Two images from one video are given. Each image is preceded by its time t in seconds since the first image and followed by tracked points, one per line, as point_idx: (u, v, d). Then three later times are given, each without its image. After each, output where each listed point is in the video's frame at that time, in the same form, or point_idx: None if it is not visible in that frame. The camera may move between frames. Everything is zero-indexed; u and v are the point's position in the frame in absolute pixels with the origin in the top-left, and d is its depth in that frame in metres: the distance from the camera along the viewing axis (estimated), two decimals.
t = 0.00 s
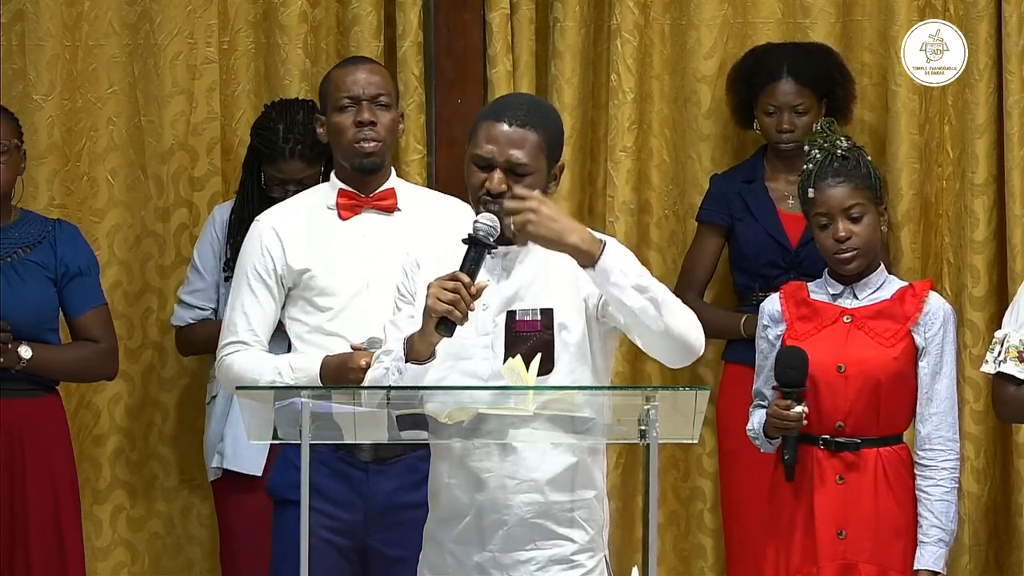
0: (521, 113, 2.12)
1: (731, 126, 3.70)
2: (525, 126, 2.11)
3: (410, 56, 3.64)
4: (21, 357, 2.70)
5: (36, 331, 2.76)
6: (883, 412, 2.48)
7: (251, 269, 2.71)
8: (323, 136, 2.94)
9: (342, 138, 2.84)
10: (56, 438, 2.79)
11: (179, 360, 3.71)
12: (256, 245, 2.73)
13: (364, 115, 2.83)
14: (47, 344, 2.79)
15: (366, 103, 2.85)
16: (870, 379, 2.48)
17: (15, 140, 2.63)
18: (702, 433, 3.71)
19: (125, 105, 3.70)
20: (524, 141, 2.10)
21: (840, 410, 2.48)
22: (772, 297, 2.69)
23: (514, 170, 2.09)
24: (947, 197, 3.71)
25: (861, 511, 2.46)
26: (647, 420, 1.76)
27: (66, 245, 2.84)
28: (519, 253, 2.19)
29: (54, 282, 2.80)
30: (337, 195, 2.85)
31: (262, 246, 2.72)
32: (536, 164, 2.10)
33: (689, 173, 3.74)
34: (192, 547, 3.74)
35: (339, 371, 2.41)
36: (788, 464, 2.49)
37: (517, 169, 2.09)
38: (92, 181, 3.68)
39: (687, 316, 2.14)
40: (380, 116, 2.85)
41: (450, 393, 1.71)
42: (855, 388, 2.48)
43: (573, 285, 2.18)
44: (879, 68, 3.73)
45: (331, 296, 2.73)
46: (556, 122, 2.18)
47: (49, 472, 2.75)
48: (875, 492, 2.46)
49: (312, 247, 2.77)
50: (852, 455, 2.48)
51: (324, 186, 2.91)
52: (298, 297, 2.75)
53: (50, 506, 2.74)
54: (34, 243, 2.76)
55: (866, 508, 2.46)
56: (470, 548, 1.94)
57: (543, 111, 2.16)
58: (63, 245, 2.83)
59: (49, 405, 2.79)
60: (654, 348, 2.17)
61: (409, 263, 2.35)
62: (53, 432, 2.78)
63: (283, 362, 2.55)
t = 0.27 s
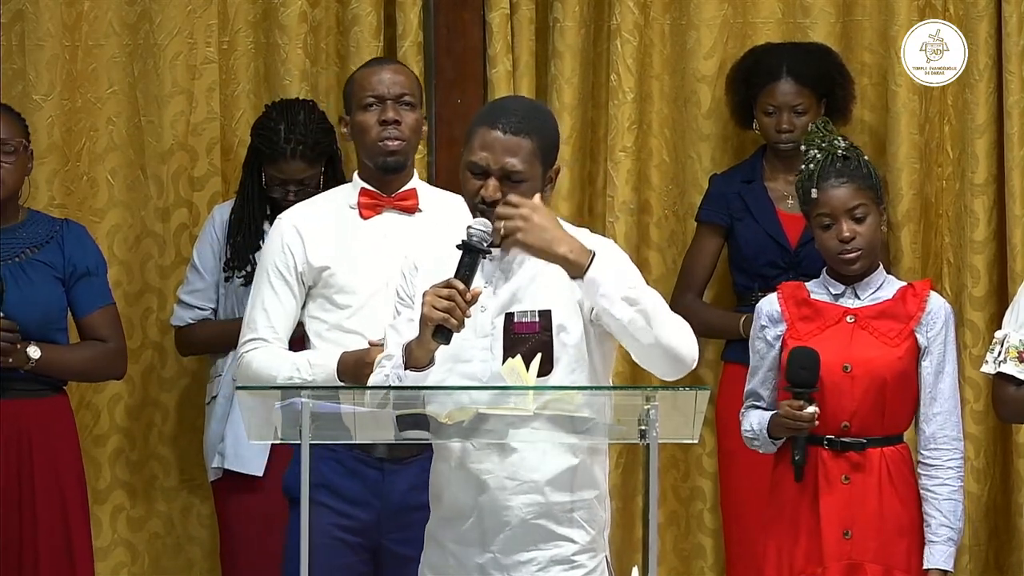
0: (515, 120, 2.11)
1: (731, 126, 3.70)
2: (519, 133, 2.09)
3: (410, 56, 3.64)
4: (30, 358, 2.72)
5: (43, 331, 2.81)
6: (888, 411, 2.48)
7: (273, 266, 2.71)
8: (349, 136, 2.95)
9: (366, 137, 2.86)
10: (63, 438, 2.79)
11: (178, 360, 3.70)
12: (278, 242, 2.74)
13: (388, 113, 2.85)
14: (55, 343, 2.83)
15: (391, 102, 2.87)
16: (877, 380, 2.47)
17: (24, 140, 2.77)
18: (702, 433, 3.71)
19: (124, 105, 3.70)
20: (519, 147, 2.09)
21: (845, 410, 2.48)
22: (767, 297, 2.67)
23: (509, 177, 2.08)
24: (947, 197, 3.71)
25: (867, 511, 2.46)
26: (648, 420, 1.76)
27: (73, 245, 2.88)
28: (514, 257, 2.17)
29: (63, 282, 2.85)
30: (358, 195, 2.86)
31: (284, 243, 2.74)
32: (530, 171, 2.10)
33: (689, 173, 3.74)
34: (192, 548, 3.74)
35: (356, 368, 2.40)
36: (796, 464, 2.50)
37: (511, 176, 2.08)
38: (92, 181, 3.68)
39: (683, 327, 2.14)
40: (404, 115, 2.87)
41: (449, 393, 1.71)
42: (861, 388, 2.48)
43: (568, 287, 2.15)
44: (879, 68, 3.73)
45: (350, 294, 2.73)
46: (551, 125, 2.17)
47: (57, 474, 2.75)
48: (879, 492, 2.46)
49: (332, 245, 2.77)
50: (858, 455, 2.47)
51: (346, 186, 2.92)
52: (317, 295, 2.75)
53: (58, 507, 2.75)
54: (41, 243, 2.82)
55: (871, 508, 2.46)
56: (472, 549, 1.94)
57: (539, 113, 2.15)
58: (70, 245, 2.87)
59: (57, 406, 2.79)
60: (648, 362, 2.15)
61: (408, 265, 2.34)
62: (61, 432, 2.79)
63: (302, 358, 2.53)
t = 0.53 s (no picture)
0: (514, 113, 2.12)
1: (732, 125, 3.70)
2: (518, 125, 2.10)
3: (411, 55, 3.64)
4: (33, 357, 2.73)
5: (47, 330, 2.82)
6: (896, 409, 2.48)
7: (293, 262, 2.72)
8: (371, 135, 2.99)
9: (389, 136, 2.90)
10: (66, 437, 2.80)
11: (179, 360, 3.70)
12: (298, 238, 2.76)
13: (411, 113, 2.89)
14: (59, 343, 2.84)
15: (414, 102, 2.91)
16: (887, 379, 2.47)
17: (28, 139, 2.76)
18: (703, 432, 3.72)
19: (125, 104, 3.70)
20: (517, 139, 2.09)
21: (856, 409, 2.47)
22: (765, 298, 2.65)
23: (507, 169, 2.08)
24: (948, 197, 3.72)
25: (876, 511, 2.46)
26: (648, 419, 1.76)
27: (78, 245, 2.89)
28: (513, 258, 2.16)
29: (66, 281, 2.86)
30: (379, 195, 2.88)
31: (304, 241, 2.75)
32: (529, 164, 2.09)
33: (689, 173, 3.74)
34: (192, 548, 3.73)
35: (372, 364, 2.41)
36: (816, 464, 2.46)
37: (509, 168, 2.08)
38: (92, 181, 3.68)
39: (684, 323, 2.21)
40: (427, 115, 2.91)
41: (449, 393, 1.71)
42: (871, 386, 2.47)
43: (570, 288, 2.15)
44: (879, 68, 3.73)
45: (368, 293, 2.74)
46: (550, 122, 2.18)
47: (60, 475, 2.76)
48: (888, 492, 2.46)
49: (351, 244, 2.78)
50: (866, 454, 2.47)
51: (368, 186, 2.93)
52: (336, 293, 2.76)
53: (61, 507, 2.75)
54: (45, 242, 2.82)
55: (880, 507, 2.46)
56: (473, 549, 1.94)
57: (539, 111, 2.16)
58: (75, 245, 2.88)
59: (60, 405, 2.81)
60: (654, 367, 2.20)
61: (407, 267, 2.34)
62: (64, 433, 2.79)
63: (318, 355, 2.52)
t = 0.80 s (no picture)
0: (512, 110, 2.13)
1: (732, 125, 3.70)
2: (516, 122, 2.11)
3: (410, 56, 3.64)
4: (31, 356, 2.73)
5: (44, 330, 2.81)
6: (899, 409, 2.48)
7: (306, 260, 2.73)
8: (388, 135, 3.03)
9: (405, 136, 2.93)
10: (63, 438, 2.79)
11: (179, 360, 3.70)
12: (312, 235, 2.78)
13: (427, 113, 2.92)
14: (55, 342, 2.83)
15: (430, 103, 2.95)
16: (890, 378, 2.47)
17: (26, 139, 2.78)
18: (702, 433, 3.72)
19: (125, 104, 3.70)
20: (512, 134, 2.10)
21: (859, 409, 2.47)
22: (764, 299, 2.65)
23: (501, 164, 2.08)
24: (947, 197, 3.72)
25: (878, 512, 2.46)
26: (647, 419, 1.77)
27: (76, 245, 2.88)
28: (510, 255, 2.18)
29: (64, 281, 2.86)
30: (394, 196, 2.88)
31: (317, 239, 2.77)
32: (524, 160, 2.10)
33: (689, 173, 3.75)
34: (192, 548, 3.73)
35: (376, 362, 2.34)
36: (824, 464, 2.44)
37: (503, 163, 2.09)
38: (92, 181, 3.68)
39: (686, 322, 2.18)
40: (442, 116, 2.94)
41: (447, 392, 1.72)
42: (875, 386, 2.46)
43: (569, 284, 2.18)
44: (879, 68, 3.73)
45: (377, 293, 2.74)
46: (550, 124, 2.18)
47: (57, 477, 2.76)
48: (890, 491, 2.47)
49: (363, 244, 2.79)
50: (869, 455, 2.48)
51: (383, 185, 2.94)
52: (348, 291, 2.77)
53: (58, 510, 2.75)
54: (43, 241, 2.83)
55: (883, 508, 2.46)
56: (470, 549, 1.96)
57: (538, 110, 2.17)
58: (72, 244, 2.88)
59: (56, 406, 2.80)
60: (650, 356, 2.20)
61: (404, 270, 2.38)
62: (62, 434, 2.80)
63: (327, 355, 2.48)
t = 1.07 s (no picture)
0: (515, 112, 2.13)
1: (732, 125, 3.70)
2: (516, 124, 2.11)
3: (410, 56, 3.65)
4: (25, 356, 2.74)
5: (39, 330, 2.83)
6: (896, 412, 2.48)
7: (310, 255, 2.71)
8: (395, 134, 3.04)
9: (408, 135, 2.93)
10: (55, 439, 2.80)
11: (179, 360, 3.70)
12: (316, 231, 2.74)
13: (430, 113, 2.94)
14: (49, 342, 2.84)
15: (434, 102, 2.96)
16: (888, 378, 2.47)
17: (21, 140, 2.76)
18: (702, 433, 3.72)
19: (125, 104, 3.69)
20: (512, 137, 2.10)
21: (856, 410, 2.48)
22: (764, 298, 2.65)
23: (499, 166, 2.09)
24: (947, 197, 3.72)
25: (875, 511, 2.46)
26: (648, 419, 1.77)
27: (70, 245, 2.87)
28: (507, 254, 2.19)
29: (57, 281, 2.85)
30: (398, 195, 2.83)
31: (321, 234, 2.74)
32: (522, 163, 2.10)
33: (689, 172, 3.75)
34: (192, 548, 3.73)
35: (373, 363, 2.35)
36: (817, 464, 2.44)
37: (501, 166, 2.09)
38: (92, 181, 3.68)
39: (685, 316, 2.20)
40: (446, 116, 2.95)
41: (447, 392, 1.72)
42: (871, 387, 2.47)
43: (563, 279, 2.22)
44: (879, 68, 3.73)
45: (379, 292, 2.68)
46: (553, 127, 2.18)
47: (50, 477, 2.77)
48: (888, 491, 2.46)
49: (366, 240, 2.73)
50: (866, 455, 2.48)
51: (390, 182, 2.91)
52: (349, 289, 2.72)
53: (51, 510, 2.75)
54: (37, 241, 2.82)
55: (880, 507, 2.46)
56: (468, 548, 1.94)
57: (542, 113, 2.16)
58: (66, 245, 2.87)
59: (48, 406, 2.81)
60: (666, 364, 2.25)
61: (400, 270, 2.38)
62: (54, 435, 2.81)
63: (327, 350, 2.46)
